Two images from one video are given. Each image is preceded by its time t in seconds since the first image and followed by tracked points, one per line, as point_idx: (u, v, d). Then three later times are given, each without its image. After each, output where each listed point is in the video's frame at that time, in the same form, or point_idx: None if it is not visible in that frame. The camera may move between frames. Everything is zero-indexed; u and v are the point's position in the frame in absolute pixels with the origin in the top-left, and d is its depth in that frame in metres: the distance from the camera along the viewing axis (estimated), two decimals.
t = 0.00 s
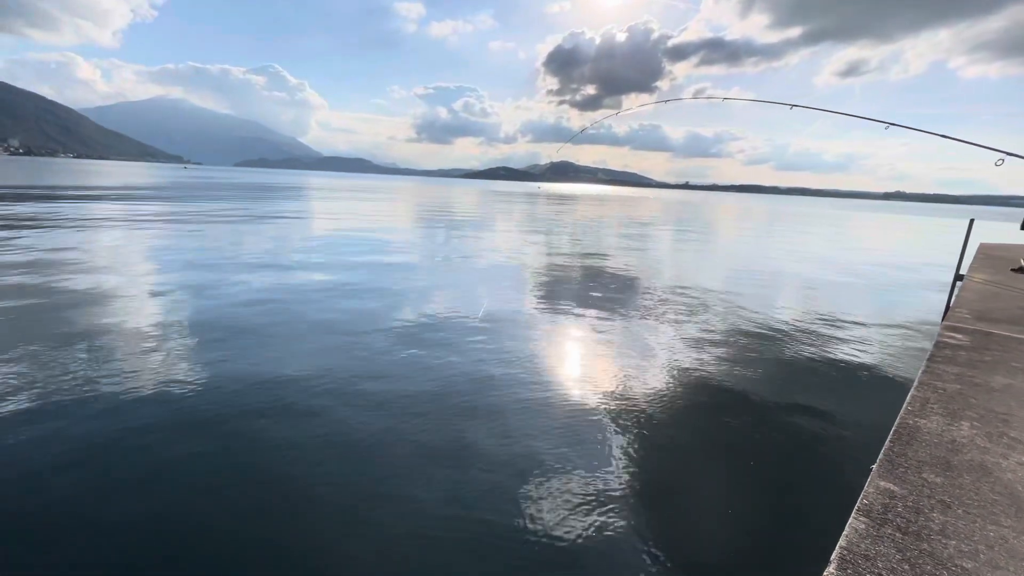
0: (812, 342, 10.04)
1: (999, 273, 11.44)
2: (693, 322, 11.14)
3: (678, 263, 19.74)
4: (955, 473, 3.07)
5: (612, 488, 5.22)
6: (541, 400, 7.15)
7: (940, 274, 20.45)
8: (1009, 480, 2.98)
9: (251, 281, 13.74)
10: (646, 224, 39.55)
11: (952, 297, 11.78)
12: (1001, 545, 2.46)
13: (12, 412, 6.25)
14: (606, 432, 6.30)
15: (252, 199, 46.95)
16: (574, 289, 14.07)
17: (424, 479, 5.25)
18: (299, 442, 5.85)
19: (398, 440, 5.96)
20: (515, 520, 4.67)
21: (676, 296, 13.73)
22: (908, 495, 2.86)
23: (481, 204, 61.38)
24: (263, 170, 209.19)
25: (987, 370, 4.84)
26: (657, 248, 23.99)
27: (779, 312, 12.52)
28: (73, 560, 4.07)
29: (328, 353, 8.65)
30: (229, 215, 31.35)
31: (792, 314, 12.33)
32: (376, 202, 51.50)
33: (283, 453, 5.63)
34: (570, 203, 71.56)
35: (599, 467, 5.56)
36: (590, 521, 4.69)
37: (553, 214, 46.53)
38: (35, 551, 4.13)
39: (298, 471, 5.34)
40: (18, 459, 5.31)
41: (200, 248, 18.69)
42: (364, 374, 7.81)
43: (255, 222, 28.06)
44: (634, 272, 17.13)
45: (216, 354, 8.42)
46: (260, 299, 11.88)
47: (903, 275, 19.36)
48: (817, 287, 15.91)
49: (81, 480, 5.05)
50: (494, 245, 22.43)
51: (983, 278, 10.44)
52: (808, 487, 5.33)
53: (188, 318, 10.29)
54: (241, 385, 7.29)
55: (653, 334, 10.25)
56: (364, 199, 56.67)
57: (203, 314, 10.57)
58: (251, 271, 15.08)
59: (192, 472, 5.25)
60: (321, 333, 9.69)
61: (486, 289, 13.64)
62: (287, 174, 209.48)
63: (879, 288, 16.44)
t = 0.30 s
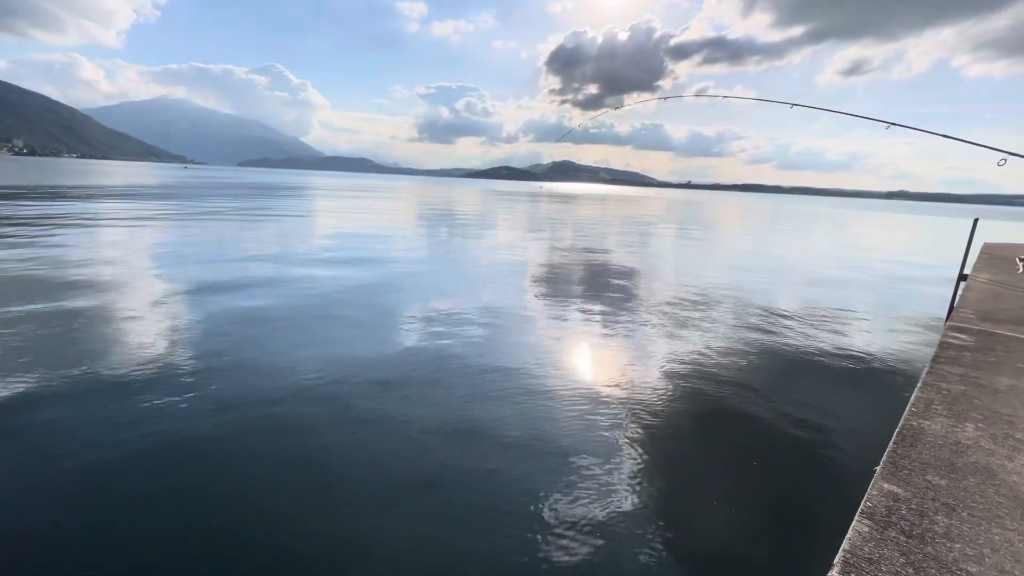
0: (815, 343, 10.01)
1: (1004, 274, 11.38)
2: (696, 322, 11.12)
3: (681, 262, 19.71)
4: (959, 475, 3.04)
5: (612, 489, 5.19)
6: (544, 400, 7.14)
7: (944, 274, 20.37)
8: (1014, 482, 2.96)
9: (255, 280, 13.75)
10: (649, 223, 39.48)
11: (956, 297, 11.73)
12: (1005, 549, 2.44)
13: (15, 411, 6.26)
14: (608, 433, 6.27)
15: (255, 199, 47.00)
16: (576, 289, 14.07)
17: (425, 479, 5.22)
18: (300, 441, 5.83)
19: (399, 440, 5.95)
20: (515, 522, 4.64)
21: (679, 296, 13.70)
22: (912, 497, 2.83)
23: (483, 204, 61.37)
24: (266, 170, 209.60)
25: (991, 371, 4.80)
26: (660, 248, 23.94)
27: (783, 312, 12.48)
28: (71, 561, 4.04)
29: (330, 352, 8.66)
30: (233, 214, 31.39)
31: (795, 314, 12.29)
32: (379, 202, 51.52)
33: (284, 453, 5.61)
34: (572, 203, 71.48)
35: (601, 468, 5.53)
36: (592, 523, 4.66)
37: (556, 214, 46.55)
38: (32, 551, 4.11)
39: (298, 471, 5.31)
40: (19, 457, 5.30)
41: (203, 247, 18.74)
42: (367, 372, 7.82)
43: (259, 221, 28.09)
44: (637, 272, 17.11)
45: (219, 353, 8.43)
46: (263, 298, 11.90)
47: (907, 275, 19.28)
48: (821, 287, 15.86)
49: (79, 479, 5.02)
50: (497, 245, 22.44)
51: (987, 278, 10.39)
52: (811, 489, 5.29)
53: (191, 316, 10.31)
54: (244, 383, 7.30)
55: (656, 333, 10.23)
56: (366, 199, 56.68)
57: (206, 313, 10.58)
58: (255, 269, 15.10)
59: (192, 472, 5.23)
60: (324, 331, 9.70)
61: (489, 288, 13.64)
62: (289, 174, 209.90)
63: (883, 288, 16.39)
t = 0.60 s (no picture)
0: (818, 342, 9.98)
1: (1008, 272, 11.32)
2: (699, 321, 11.09)
3: (684, 261, 19.67)
4: (962, 475, 3.03)
5: (616, 486, 5.16)
6: (547, 399, 7.11)
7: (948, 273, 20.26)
8: (1018, 483, 2.94)
9: (258, 278, 13.79)
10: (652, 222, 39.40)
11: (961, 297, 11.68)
12: (1010, 550, 2.43)
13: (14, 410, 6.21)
14: (610, 432, 6.25)
15: (258, 198, 47.10)
16: (579, 288, 14.03)
17: (426, 475, 5.21)
18: (302, 438, 5.84)
19: (402, 438, 5.94)
20: (519, 518, 4.62)
21: (682, 295, 13.66)
22: (915, 497, 2.82)
23: (486, 202, 61.36)
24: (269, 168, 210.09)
25: (996, 370, 4.77)
26: (663, 247, 23.89)
27: (786, 311, 12.45)
28: (72, 557, 4.04)
29: (332, 351, 8.65)
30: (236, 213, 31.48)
31: (799, 314, 12.23)
32: (382, 201, 51.56)
33: (286, 449, 5.61)
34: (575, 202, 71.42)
35: (603, 466, 5.51)
36: (596, 519, 4.65)
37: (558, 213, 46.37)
38: (34, 548, 4.09)
39: (301, 467, 5.30)
40: (20, 456, 5.28)
41: (206, 246, 18.74)
42: (370, 371, 7.83)
43: (262, 220, 28.15)
44: (640, 271, 17.09)
45: (223, 351, 8.45)
46: (266, 297, 11.93)
47: (911, 274, 19.20)
48: (825, 287, 15.80)
49: (80, 479, 5.01)
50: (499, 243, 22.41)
51: (992, 277, 10.33)
52: (816, 487, 5.27)
53: (194, 315, 10.33)
54: (248, 381, 7.32)
55: (659, 333, 10.20)
56: (369, 198, 56.75)
57: (210, 311, 10.62)
58: (258, 268, 15.12)
59: (193, 467, 5.23)
60: (326, 330, 9.70)
61: (491, 287, 13.64)
62: (293, 173, 210.07)
63: (887, 287, 16.33)
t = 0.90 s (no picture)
0: (822, 342, 9.93)
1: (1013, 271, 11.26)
2: (701, 320, 11.06)
3: (687, 260, 19.64)
4: (969, 476, 3.01)
5: (618, 487, 5.15)
6: (548, 399, 7.08)
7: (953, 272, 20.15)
8: None
9: (261, 277, 13.83)
10: (654, 221, 39.29)
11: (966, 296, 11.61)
12: (1017, 550, 2.41)
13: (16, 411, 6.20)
14: (613, 432, 6.22)
15: (261, 196, 47.16)
16: (580, 287, 13.97)
17: (428, 478, 5.22)
18: (304, 439, 5.84)
19: (403, 439, 5.94)
20: (521, 520, 4.61)
21: (684, 294, 13.59)
22: (921, 497, 2.81)
23: (488, 201, 61.31)
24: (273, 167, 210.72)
25: (1002, 370, 4.74)
26: (665, 246, 23.82)
27: (789, 309, 12.41)
28: (73, 557, 4.04)
29: (333, 351, 8.63)
30: (239, 211, 31.58)
31: (802, 313, 12.17)
32: (384, 199, 51.59)
33: (287, 450, 5.60)
34: (578, 201, 71.30)
35: (605, 467, 5.49)
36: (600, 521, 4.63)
37: (560, 211, 46.29)
38: (35, 549, 4.10)
39: (303, 468, 5.30)
40: (24, 455, 5.30)
41: (207, 245, 18.72)
42: (372, 370, 7.86)
43: (265, 218, 28.21)
44: (643, 269, 17.06)
45: (226, 350, 8.48)
46: (269, 295, 11.96)
47: (915, 273, 19.10)
48: (828, 285, 15.73)
49: (80, 478, 5.01)
50: (502, 242, 22.35)
51: (997, 276, 10.27)
52: (821, 488, 5.25)
53: (197, 313, 10.36)
54: (251, 381, 7.34)
55: (661, 332, 10.18)
56: (372, 196, 56.78)
57: (213, 310, 10.66)
58: (260, 267, 15.17)
59: (196, 469, 5.23)
60: (326, 330, 9.69)
61: (493, 286, 13.63)
62: (295, 172, 210.07)
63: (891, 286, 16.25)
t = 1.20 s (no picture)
0: (826, 341, 9.87)
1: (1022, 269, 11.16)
2: (704, 319, 11.02)
3: (691, 259, 19.56)
4: (974, 475, 2.99)
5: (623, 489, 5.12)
6: (551, 399, 7.05)
7: (960, 271, 19.99)
8: None
9: (264, 275, 13.85)
10: (658, 219, 39.15)
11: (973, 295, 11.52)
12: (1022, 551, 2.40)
13: (15, 409, 6.19)
14: (615, 432, 6.19)
15: (265, 194, 47.25)
16: (583, 285, 13.91)
17: (429, 477, 5.20)
18: (306, 438, 5.83)
19: (404, 438, 5.91)
20: (525, 521, 4.61)
21: (688, 293, 13.51)
22: (926, 497, 2.79)
23: (492, 199, 61.24)
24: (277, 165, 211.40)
25: (1009, 370, 4.70)
26: (670, 244, 23.74)
27: (793, 308, 12.35)
28: (75, 558, 4.04)
29: (335, 349, 8.62)
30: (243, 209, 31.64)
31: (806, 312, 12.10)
32: (388, 197, 51.57)
33: (288, 449, 5.60)
34: (581, 199, 71.14)
35: (607, 468, 5.46)
36: (604, 522, 4.61)
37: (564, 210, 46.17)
38: (37, 549, 4.10)
39: (306, 468, 5.30)
40: (28, 453, 5.32)
41: (211, 242, 18.77)
42: (375, 368, 7.87)
43: (269, 217, 28.22)
44: (647, 268, 16.99)
45: (230, 347, 8.50)
46: (272, 293, 11.99)
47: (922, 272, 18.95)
48: (834, 284, 15.64)
49: (83, 478, 5.00)
50: (505, 240, 22.31)
51: (1005, 275, 10.18)
52: (827, 489, 5.21)
53: (201, 311, 10.38)
54: (254, 378, 7.36)
55: (664, 330, 10.15)
56: (375, 194, 56.79)
57: (217, 307, 10.69)
58: (264, 265, 15.21)
59: (197, 469, 5.24)
60: (329, 328, 9.66)
61: (496, 285, 13.60)
62: (299, 170, 210.39)
63: (897, 285, 16.14)
